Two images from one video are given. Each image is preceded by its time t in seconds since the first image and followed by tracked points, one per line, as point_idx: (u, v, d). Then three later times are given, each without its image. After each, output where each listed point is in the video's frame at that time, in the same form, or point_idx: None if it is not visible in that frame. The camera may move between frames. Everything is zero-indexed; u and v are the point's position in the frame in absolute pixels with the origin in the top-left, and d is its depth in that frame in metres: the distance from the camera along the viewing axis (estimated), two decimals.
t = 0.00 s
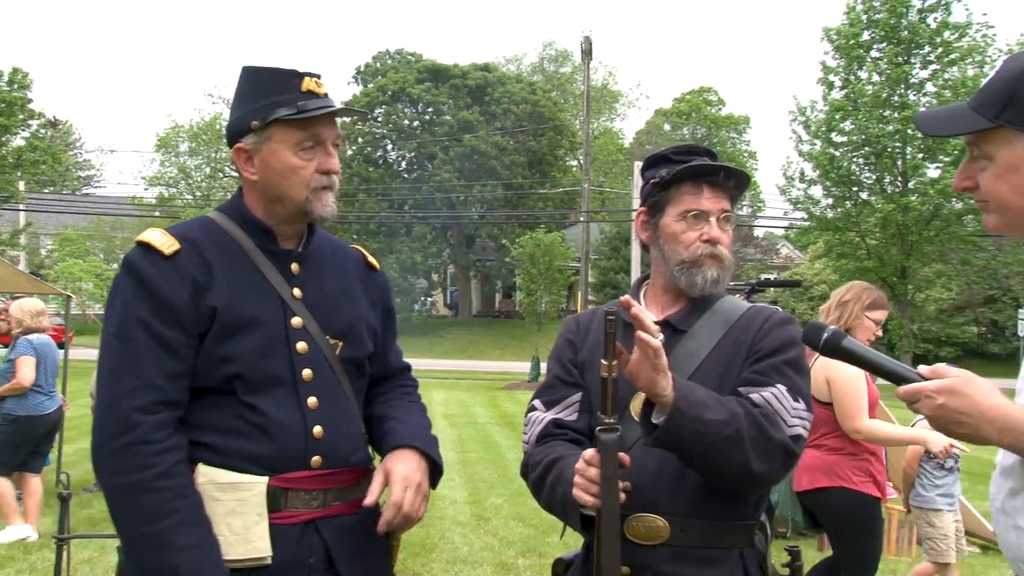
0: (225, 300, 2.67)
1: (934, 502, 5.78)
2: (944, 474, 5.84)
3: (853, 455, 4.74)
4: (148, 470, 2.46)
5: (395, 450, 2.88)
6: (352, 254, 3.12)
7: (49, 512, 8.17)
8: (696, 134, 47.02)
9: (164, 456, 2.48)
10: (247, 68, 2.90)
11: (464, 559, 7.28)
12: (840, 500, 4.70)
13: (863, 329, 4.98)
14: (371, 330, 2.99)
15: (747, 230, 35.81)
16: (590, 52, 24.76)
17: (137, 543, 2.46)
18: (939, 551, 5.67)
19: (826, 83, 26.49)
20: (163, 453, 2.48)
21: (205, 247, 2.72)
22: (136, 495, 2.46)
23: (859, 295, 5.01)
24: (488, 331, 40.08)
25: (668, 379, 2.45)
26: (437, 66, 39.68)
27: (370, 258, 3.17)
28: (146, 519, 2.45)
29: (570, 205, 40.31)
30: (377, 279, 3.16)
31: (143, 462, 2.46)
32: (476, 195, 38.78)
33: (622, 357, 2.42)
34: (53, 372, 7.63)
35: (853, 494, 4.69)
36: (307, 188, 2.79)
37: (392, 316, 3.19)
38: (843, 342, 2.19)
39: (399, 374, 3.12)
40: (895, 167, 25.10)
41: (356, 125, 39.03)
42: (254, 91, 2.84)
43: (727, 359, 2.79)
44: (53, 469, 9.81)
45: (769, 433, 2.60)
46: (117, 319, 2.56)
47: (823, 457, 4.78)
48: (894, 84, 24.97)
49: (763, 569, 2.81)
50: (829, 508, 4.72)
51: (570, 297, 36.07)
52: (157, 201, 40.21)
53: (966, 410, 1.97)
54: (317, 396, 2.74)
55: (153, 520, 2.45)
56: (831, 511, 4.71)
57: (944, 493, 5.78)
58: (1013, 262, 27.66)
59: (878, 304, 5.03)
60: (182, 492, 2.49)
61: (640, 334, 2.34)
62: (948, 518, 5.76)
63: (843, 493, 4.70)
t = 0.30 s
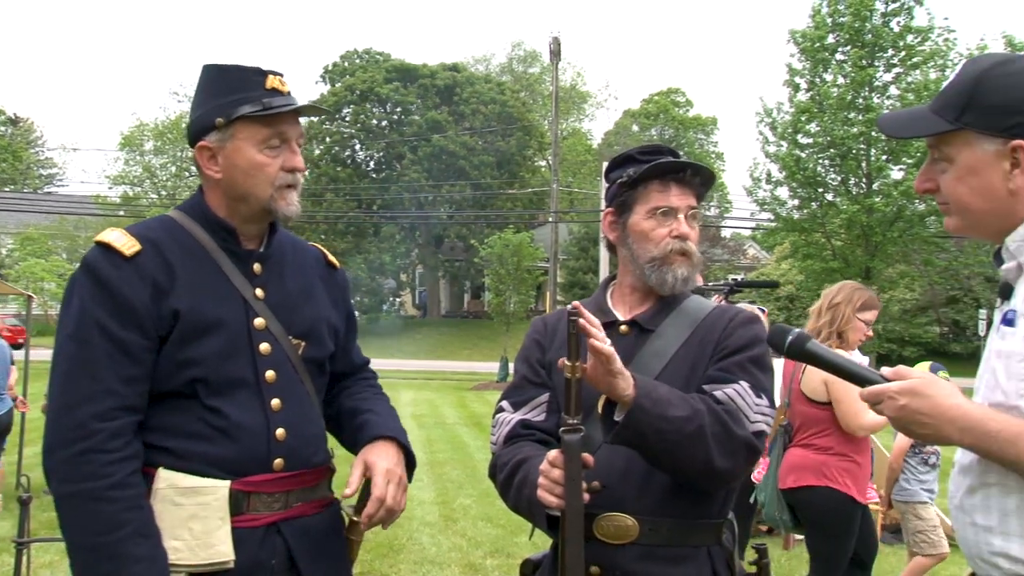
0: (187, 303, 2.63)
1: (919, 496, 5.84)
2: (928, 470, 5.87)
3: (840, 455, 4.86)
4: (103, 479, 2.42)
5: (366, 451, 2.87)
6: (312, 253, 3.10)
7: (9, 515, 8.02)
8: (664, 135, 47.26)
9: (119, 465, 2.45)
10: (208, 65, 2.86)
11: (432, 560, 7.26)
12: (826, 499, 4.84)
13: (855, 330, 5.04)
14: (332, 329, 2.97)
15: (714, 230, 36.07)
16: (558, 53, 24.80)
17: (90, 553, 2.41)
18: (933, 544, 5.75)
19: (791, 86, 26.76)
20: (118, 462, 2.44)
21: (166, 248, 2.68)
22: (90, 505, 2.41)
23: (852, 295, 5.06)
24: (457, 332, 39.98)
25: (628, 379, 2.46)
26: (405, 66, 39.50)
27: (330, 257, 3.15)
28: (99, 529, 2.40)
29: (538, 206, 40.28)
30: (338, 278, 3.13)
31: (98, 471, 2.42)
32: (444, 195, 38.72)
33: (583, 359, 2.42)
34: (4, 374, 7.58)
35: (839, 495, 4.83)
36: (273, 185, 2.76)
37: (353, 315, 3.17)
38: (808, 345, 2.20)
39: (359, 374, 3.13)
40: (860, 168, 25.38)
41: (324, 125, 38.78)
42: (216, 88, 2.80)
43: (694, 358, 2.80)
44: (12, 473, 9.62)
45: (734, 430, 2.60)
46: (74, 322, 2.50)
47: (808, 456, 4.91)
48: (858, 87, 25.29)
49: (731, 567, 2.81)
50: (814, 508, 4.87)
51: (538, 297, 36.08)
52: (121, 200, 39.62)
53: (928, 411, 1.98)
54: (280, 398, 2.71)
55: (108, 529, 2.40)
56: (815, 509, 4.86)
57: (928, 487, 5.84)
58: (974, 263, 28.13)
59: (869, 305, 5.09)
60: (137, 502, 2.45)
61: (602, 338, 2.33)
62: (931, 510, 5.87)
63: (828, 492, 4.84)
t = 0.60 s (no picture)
0: (148, 304, 2.60)
1: (891, 493, 5.91)
2: (902, 471, 5.97)
3: (830, 453, 4.94)
4: (64, 483, 2.39)
5: (333, 453, 2.87)
6: (275, 252, 3.08)
7: None
8: (633, 136, 47.48)
9: (81, 468, 2.41)
10: (165, 65, 2.84)
11: (400, 561, 7.24)
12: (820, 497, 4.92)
13: (841, 332, 5.08)
14: (295, 328, 2.95)
15: (682, 231, 36.29)
16: (527, 53, 24.82)
17: (51, 557, 2.37)
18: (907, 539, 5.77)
19: (759, 88, 26.98)
20: (80, 466, 2.41)
21: (126, 248, 2.64)
22: (49, 510, 2.37)
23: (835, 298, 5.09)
24: (426, 332, 39.88)
25: (598, 377, 2.47)
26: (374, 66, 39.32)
27: (292, 256, 3.13)
28: (60, 534, 2.37)
29: (507, 206, 40.25)
30: (301, 277, 3.11)
31: (58, 475, 2.39)
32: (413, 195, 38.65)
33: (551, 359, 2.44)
34: None
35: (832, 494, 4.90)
36: (228, 182, 2.74)
37: (317, 314, 3.15)
38: (773, 345, 2.23)
39: (328, 374, 3.13)
40: (826, 170, 25.82)
41: (292, 124, 38.49)
42: (171, 86, 2.77)
43: (661, 357, 2.82)
44: None
45: (701, 426, 2.62)
46: (31, 324, 2.46)
47: (800, 457, 4.99)
48: (825, 89, 25.58)
49: (697, 565, 2.83)
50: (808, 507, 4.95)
51: (508, 297, 36.08)
52: (85, 199, 38.99)
53: (891, 411, 2.01)
54: (243, 399, 2.69)
55: (68, 534, 2.37)
56: (808, 509, 4.93)
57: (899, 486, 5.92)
58: (937, 263, 28.60)
59: (850, 303, 5.12)
60: (99, 506, 2.41)
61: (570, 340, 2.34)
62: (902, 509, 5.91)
63: (820, 491, 4.91)
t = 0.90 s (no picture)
0: (115, 302, 2.58)
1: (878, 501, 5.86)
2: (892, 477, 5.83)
3: (813, 449, 4.89)
4: (28, 482, 2.35)
5: (315, 444, 2.87)
6: (247, 252, 3.06)
7: None
8: (606, 137, 47.66)
9: (45, 468, 2.38)
10: (133, 62, 2.83)
11: (373, 561, 7.22)
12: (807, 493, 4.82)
13: (839, 332, 4.92)
14: (267, 329, 2.94)
15: (655, 231, 36.45)
16: (501, 53, 24.82)
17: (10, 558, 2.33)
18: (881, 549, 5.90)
19: (731, 89, 27.16)
20: (43, 466, 2.38)
21: (94, 247, 2.62)
22: (10, 509, 2.33)
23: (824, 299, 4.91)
24: (399, 333, 39.80)
25: (565, 383, 2.49)
26: (347, 65, 39.09)
27: (264, 257, 3.11)
28: (20, 533, 2.33)
29: (481, 206, 40.22)
30: (273, 277, 3.10)
31: (22, 474, 2.35)
32: (386, 195, 38.50)
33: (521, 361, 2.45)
34: None
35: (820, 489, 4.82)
36: (190, 179, 2.71)
37: (290, 315, 3.13)
38: (744, 346, 2.28)
39: (298, 373, 3.12)
40: (798, 171, 26.03)
41: (264, 123, 38.19)
42: (136, 83, 2.76)
43: (632, 358, 2.84)
44: None
45: (671, 427, 2.63)
46: None
47: (783, 452, 4.95)
48: (796, 90, 25.81)
49: (669, 565, 2.84)
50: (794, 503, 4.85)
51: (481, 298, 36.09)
52: (53, 198, 38.45)
53: (858, 410, 2.04)
54: (213, 398, 2.68)
55: (30, 533, 2.33)
56: (795, 504, 4.84)
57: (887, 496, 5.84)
58: (906, 264, 28.96)
59: (841, 301, 4.96)
60: (63, 506, 2.38)
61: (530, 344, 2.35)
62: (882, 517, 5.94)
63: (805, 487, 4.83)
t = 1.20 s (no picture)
0: (91, 302, 2.57)
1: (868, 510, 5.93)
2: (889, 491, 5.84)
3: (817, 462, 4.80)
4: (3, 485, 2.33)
5: (290, 456, 2.87)
6: (225, 255, 3.06)
7: None
8: (584, 137, 47.79)
9: (21, 470, 2.36)
10: (110, 62, 2.82)
11: (350, 562, 7.21)
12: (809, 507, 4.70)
13: (860, 355, 4.96)
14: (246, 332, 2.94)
15: (633, 231, 36.58)
16: (479, 53, 24.81)
17: None
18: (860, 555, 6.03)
19: (708, 90, 27.34)
20: (19, 467, 2.36)
21: (70, 248, 2.61)
22: None
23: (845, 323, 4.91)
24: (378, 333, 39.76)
25: (537, 390, 2.51)
26: (325, 65, 38.90)
27: (243, 259, 3.11)
28: None
29: (459, 206, 40.19)
30: (252, 280, 3.10)
31: None
32: (364, 195, 38.37)
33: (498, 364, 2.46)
34: None
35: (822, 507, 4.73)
36: (167, 180, 2.70)
37: (269, 318, 3.14)
38: (719, 346, 2.31)
39: (277, 375, 3.12)
40: (774, 172, 26.28)
41: (240, 122, 37.94)
42: (113, 84, 2.76)
43: (609, 357, 2.86)
44: None
45: (645, 428, 2.65)
46: None
47: (787, 463, 4.77)
48: (772, 92, 26.00)
49: (647, 565, 2.87)
50: (794, 518, 4.71)
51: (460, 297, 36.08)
52: (26, 197, 38.00)
53: (830, 410, 2.07)
54: (190, 400, 2.67)
55: (6, 536, 2.30)
56: (801, 517, 4.70)
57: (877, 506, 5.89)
58: (881, 265, 29.26)
59: (863, 325, 4.99)
60: (39, 508, 2.36)
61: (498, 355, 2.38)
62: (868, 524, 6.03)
63: (808, 500, 4.70)
